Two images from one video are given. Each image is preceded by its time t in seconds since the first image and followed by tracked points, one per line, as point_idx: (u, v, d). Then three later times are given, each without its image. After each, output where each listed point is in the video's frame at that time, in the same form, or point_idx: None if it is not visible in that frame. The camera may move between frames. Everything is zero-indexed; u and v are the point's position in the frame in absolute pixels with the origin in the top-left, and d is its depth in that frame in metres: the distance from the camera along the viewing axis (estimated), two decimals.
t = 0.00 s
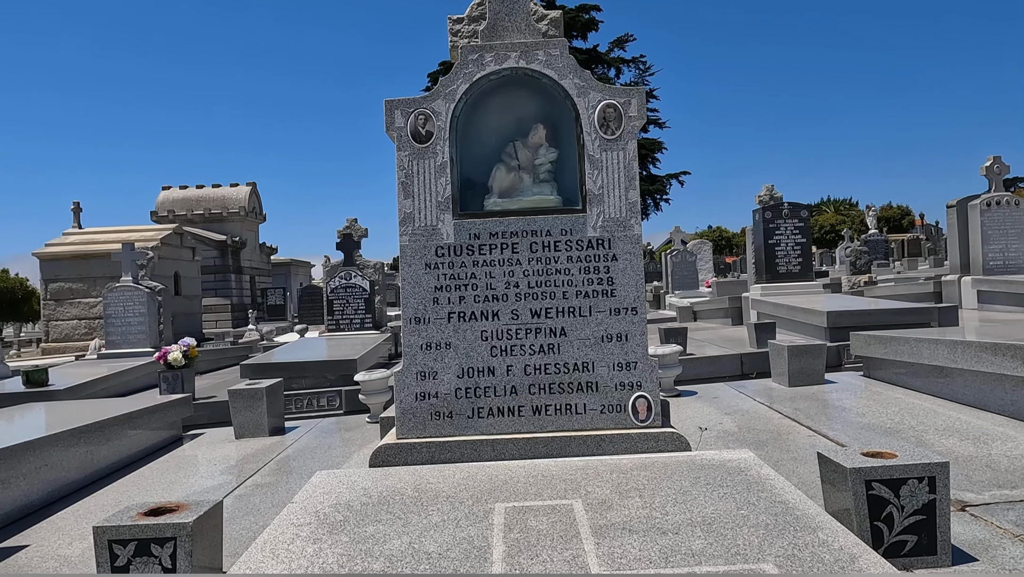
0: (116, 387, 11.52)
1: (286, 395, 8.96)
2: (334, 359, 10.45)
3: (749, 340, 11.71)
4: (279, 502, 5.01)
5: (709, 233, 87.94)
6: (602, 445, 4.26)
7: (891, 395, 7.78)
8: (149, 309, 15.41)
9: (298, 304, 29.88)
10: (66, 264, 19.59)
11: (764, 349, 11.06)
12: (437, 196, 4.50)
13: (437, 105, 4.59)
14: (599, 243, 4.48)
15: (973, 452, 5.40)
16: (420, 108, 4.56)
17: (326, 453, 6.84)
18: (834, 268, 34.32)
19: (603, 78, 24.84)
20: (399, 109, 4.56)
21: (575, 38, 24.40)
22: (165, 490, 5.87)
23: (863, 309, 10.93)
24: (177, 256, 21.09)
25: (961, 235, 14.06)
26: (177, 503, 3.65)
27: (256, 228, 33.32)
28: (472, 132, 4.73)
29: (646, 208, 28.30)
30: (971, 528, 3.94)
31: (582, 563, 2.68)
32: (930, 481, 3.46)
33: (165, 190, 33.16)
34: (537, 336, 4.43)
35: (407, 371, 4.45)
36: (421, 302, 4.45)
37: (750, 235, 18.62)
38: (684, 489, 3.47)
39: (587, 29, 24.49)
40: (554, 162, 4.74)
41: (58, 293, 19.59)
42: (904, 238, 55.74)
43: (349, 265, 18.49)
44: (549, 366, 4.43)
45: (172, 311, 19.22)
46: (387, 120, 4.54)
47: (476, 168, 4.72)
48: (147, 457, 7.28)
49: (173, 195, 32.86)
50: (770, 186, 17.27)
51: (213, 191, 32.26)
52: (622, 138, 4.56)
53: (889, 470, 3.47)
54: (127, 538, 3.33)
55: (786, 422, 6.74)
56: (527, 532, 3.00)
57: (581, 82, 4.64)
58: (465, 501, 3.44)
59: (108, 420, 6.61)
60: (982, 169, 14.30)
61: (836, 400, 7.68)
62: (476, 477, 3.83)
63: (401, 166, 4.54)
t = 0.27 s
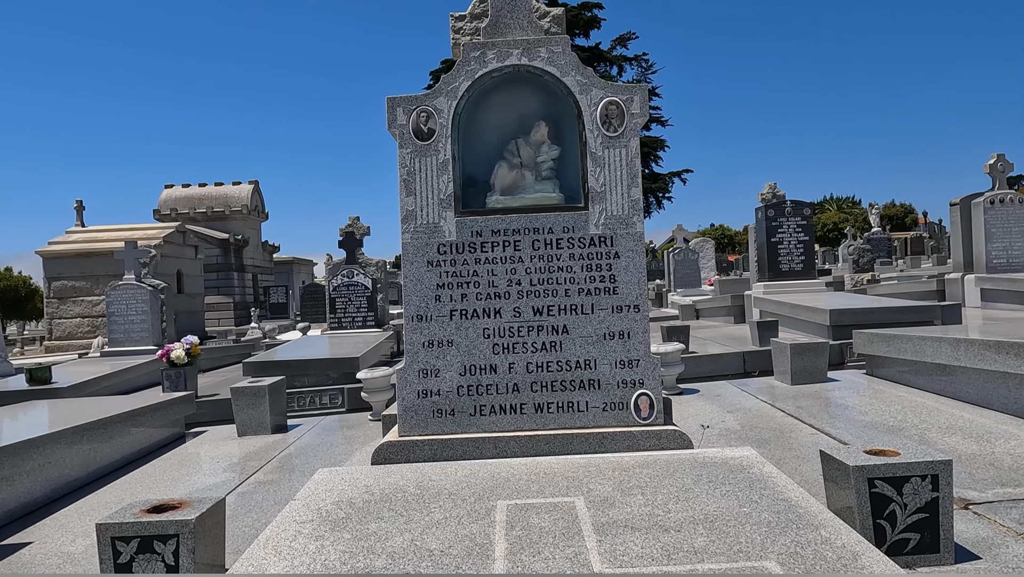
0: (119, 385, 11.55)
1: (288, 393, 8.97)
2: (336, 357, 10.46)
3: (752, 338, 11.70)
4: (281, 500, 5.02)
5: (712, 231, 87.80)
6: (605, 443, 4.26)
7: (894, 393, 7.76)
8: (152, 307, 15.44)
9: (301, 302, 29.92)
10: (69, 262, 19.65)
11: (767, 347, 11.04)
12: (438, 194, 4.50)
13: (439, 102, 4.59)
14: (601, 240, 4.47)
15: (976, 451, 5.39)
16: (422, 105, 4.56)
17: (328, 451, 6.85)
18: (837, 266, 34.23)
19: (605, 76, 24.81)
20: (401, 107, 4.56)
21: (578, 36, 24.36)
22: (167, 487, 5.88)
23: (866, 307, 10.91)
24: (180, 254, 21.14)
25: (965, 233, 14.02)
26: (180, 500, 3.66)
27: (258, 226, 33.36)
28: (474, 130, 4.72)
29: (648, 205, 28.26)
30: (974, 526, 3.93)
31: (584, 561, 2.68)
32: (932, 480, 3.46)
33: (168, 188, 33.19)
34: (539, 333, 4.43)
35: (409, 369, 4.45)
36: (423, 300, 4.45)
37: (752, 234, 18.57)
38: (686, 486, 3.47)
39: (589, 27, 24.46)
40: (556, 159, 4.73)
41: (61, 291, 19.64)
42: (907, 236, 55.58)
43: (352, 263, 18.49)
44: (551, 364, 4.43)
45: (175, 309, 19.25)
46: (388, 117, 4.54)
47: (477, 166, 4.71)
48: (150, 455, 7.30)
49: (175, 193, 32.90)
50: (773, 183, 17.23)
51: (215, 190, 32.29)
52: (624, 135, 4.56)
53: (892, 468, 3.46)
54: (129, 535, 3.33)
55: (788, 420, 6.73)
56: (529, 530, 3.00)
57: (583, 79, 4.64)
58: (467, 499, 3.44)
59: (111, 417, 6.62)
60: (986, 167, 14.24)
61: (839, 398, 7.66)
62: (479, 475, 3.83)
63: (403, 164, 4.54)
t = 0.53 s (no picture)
0: (122, 383, 11.58)
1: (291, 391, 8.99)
2: (339, 355, 10.48)
3: (754, 336, 11.69)
4: (284, 498, 5.03)
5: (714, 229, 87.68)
6: (607, 441, 4.26)
7: (896, 392, 7.75)
8: (154, 305, 15.47)
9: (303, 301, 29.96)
10: (73, 261, 19.70)
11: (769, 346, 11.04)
12: (441, 192, 4.51)
13: (442, 101, 4.59)
14: (603, 239, 4.47)
15: (979, 449, 5.38)
16: (425, 103, 4.57)
17: (330, 449, 6.86)
18: (840, 265, 34.15)
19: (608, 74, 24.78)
20: (403, 106, 4.56)
21: (580, 34, 24.34)
22: (171, 485, 5.89)
23: (868, 305, 10.89)
24: (183, 252, 21.19)
25: (968, 231, 13.96)
26: (183, 498, 3.67)
27: (261, 224, 33.40)
28: (476, 128, 4.72)
29: (650, 204, 28.24)
30: (977, 525, 3.93)
31: (587, 558, 2.69)
32: (935, 478, 3.46)
33: (170, 187, 33.24)
34: (542, 332, 4.44)
35: (411, 367, 4.46)
36: (425, 298, 4.46)
37: (755, 232, 18.54)
38: (688, 485, 3.47)
39: (591, 24, 24.44)
40: (558, 158, 4.72)
41: (64, 290, 19.69)
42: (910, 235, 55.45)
43: (354, 261, 18.51)
44: (554, 362, 4.43)
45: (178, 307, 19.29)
46: (391, 116, 4.54)
47: (480, 164, 4.71)
48: (153, 452, 7.31)
49: (178, 192, 32.92)
50: (775, 182, 17.20)
51: (218, 188, 32.33)
52: (627, 133, 4.56)
53: (894, 467, 3.46)
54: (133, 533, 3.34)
55: (790, 418, 6.73)
56: (532, 528, 3.01)
57: (586, 77, 4.64)
58: (469, 497, 3.44)
59: (114, 415, 6.64)
60: (989, 165, 14.19)
61: (842, 397, 7.65)
62: (481, 473, 3.84)
63: (405, 163, 4.54)
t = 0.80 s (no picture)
0: (125, 381, 11.61)
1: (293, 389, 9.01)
2: (341, 353, 10.49)
3: (756, 335, 11.68)
4: (287, 495, 5.05)
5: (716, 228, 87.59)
6: (610, 439, 4.27)
7: (899, 390, 7.75)
8: (157, 303, 15.50)
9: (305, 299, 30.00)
10: (76, 259, 19.75)
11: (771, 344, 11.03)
12: (444, 191, 4.52)
13: (444, 99, 4.59)
14: (606, 237, 4.48)
15: (981, 448, 5.38)
16: (428, 102, 4.57)
17: (333, 447, 6.88)
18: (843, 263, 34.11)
19: (610, 72, 24.76)
20: (406, 104, 4.57)
21: (582, 32, 24.33)
22: (174, 482, 5.92)
23: (871, 304, 10.88)
24: (185, 250, 21.23)
25: (971, 229, 13.90)
26: (186, 495, 3.68)
27: (263, 222, 33.45)
28: (479, 127, 4.72)
29: (653, 202, 28.22)
30: (979, 523, 3.94)
31: (589, 556, 2.70)
32: (937, 477, 3.46)
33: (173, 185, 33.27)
34: (544, 330, 4.44)
35: (414, 365, 4.47)
36: (428, 297, 4.47)
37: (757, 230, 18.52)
38: (691, 483, 3.48)
39: (594, 22, 24.40)
40: (561, 156, 4.73)
41: (67, 287, 19.74)
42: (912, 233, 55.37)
43: (356, 259, 18.53)
44: (556, 361, 4.44)
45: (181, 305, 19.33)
46: (394, 114, 4.55)
47: (483, 163, 4.71)
48: (156, 450, 7.34)
49: (180, 189, 32.96)
50: (778, 180, 17.17)
51: (220, 186, 32.37)
52: (630, 132, 4.56)
53: (897, 465, 3.46)
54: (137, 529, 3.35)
55: (793, 417, 6.73)
56: (534, 525, 3.02)
57: (588, 75, 4.63)
58: (472, 494, 3.46)
59: (117, 413, 6.67)
60: (992, 163, 14.16)
61: (844, 395, 7.65)
62: (484, 470, 3.85)
63: (408, 161, 4.55)
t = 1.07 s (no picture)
0: (128, 378, 11.64)
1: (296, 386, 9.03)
2: (344, 351, 10.51)
3: (758, 333, 11.67)
4: (290, 492, 5.06)
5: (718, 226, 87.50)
6: (612, 437, 4.28)
7: (901, 389, 7.74)
8: (160, 300, 15.53)
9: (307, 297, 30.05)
10: (78, 256, 19.79)
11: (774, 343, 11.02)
12: (447, 189, 4.52)
13: (448, 97, 4.60)
14: (609, 236, 4.48)
15: (984, 446, 5.38)
16: (431, 100, 4.58)
17: (336, 445, 6.89)
18: (846, 261, 34.06)
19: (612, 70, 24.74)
20: (410, 102, 4.57)
21: (584, 30, 24.31)
22: (177, 479, 5.93)
23: (873, 302, 10.86)
24: (188, 248, 21.26)
25: (974, 227, 13.85)
26: (190, 492, 3.69)
27: (265, 220, 33.48)
28: (482, 124, 4.73)
29: (655, 200, 28.19)
30: (981, 521, 3.94)
31: (593, 553, 2.71)
32: (940, 475, 3.46)
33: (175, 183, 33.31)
34: (547, 328, 4.45)
35: (417, 363, 4.48)
36: (431, 294, 4.48)
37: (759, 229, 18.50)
38: (694, 481, 3.49)
39: (596, 20, 24.36)
40: (564, 154, 4.73)
41: (70, 285, 19.79)
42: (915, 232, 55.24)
43: (358, 257, 18.54)
44: (560, 358, 4.45)
45: (183, 303, 19.36)
46: (397, 112, 4.55)
47: (486, 160, 4.72)
48: (159, 447, 7.36)
49: (183, 187, 32.98)
50: (781, 178, 17.14)
51: (222, 184, 32.41)
52: (633, 130, 4.56)
53: (900, 463, 3.46)
54: (142, 526, 3.36)
55: (795, 415, 6.73)
56: (538, 523, 3.03)
57: (592, 73, 4.63)
58: (475, 492, 3.46)
59: (120, 410, 6.68)
60: (995, 162, 14.13)
61: (846, 393, 7.65)
62: (487, 468, 3.86)
63: (412, 159, 4.55)
